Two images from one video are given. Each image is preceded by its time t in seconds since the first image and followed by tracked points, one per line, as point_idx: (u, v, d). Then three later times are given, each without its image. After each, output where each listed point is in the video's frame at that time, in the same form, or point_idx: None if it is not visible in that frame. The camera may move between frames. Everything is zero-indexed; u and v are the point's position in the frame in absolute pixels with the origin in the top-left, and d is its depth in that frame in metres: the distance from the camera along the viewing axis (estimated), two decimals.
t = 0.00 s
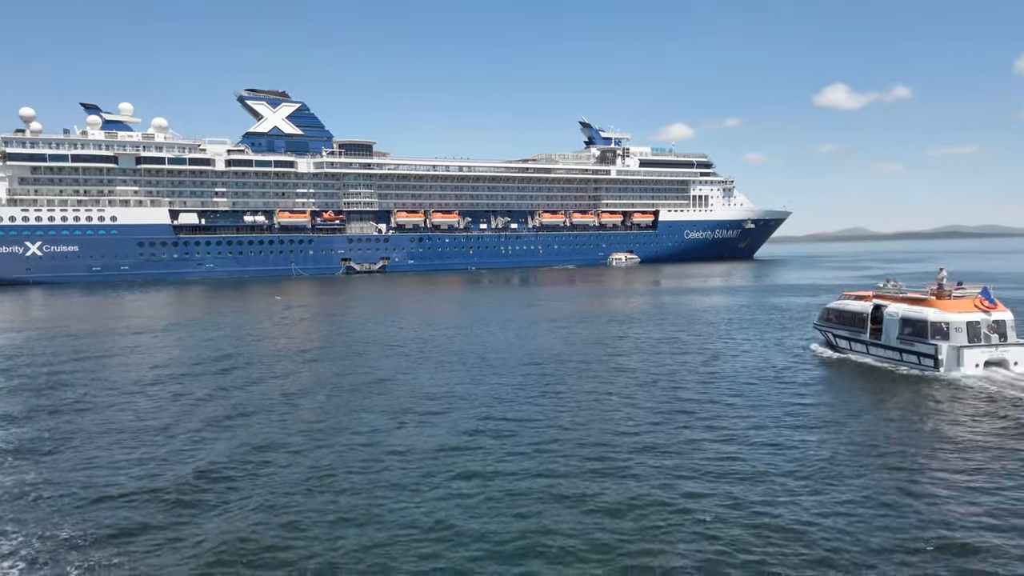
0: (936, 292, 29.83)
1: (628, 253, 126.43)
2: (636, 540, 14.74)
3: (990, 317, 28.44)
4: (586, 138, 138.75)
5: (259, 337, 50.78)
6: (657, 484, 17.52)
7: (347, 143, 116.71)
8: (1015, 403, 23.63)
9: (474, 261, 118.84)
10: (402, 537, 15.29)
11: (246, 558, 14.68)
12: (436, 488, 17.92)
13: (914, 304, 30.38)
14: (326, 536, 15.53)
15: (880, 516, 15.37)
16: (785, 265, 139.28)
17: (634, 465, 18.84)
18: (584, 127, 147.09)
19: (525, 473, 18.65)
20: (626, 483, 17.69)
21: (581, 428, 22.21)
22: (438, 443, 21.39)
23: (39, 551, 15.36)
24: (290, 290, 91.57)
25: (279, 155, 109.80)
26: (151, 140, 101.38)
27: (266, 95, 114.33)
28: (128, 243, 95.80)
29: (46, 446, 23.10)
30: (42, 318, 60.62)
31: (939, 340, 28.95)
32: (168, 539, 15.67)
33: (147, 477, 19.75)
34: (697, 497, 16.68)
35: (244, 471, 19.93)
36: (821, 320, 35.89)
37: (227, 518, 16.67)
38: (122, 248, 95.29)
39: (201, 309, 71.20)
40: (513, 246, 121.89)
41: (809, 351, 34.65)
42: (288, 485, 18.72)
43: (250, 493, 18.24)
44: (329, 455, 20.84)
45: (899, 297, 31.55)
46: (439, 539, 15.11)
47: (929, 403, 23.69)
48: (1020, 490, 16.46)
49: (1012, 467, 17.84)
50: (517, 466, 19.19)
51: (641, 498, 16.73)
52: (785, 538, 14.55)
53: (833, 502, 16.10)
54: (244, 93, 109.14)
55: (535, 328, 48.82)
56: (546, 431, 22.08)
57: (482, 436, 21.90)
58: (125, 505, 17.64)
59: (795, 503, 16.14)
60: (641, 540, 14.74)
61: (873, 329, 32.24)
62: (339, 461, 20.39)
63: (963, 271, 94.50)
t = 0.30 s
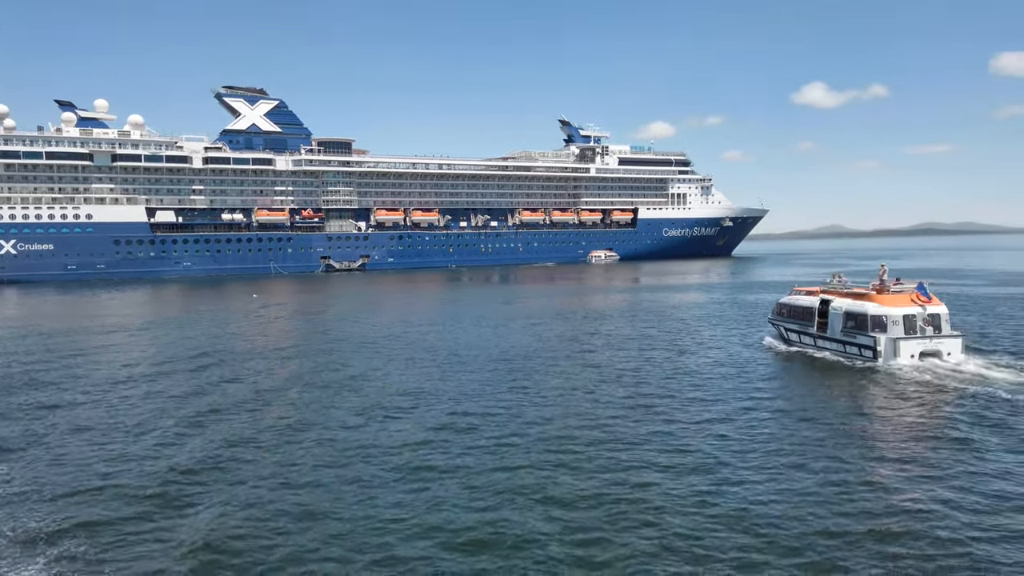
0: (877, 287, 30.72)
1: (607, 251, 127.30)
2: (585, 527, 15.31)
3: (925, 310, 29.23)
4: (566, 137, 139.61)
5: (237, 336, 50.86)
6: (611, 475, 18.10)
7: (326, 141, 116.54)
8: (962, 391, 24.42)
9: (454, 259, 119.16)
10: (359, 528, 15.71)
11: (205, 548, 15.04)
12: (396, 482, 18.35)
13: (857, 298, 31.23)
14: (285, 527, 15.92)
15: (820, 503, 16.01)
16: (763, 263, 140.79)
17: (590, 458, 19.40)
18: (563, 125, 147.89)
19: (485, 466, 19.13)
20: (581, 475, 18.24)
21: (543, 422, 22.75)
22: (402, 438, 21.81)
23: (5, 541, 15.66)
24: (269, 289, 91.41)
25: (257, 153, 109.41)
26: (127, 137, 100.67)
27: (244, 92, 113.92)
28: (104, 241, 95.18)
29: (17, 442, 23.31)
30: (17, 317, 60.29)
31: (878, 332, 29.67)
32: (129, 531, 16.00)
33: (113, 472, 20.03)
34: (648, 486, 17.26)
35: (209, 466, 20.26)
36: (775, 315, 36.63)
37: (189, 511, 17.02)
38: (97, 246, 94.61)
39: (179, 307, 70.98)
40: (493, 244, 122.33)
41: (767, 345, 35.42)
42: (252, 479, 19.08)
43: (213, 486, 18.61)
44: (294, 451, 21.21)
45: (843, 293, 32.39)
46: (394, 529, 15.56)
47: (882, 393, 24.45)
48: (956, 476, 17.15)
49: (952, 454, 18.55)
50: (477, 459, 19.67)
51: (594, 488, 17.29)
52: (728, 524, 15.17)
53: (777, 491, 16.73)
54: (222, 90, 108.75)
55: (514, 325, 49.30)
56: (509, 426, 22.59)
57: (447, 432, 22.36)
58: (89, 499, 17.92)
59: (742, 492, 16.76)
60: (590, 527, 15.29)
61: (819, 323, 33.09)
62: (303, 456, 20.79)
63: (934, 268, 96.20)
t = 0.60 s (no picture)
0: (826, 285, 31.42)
1: (591, 250, 127.87)
2: (536, 516, 15.88)
3: (869, 306, 29.81)
4: (550, 136, 140.25)
5: (219, 333, 51.07)
6: (567, 468, 18.66)
7: (309, 139, 116.39)
8: (908, 385, 25.21)
9: (438, 257, 119.42)
10: (318, 519, 16.19)
11: (169, 538, 15.47)
12: (358, 476, 18.79)
13: (809, 295, 31.94)
14: (245, 519, 16.34)
15: (764, 493, 16.63)
16: (745, 262, 141.89)
17: (550, 452, 19.94)
18: (547, 125, 148.50)
19: (446, 461, 19.63)
20: (539, 468, 18.80)
21: (510, 419, 23.24)
22: (370, 434, 22.26)
23: None
24: (252, 287, 91.29)
25: (239, 151, 109.13)
26: (107, 134, 100.18)
27: (226, 90, 113.59)
28: (84, 239, 94.74)
29: None
30: None
31: (826, 328, 30.38)
32: (92, 522, 16.40)
33: (82, 468, 20.37)
34: (602, 479, 17.85)
35: (178, 461, 20.64)
36: (736, 312, 37.33)
37: (153, 503, 17.45)
38: (77, 244, 94.20)
39: (160, 306, 70.94)
40: (477, 242, 122.66)
41: (727, 341, 36.13)
42: (217, 473, 19.46)
43: (181, 480, 19.02)
44: (262, 447, 21.61)
45: (796, 291, 33.12)
46: (351, 522, 15.99)
47: (839, 388, 25.19)
48: (896, 469, 17.82)
49: (895, 447, 19.25)
50: (440, 454, 20.17)
51: (549, 480, 17.86)
52: (673, 513, 15.80)
53: (724, 482, 17.37)
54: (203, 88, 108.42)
55: (496, 322, 49.76)
56: (476, 422, 23.03)
57: (414, 428, 22.82)
58: (60, 492, 18.34)
59: (690, 483, 17.38)
60: (542, 516, 15.86)
61: (773, 320, 33.81)
62: (271, 451, 21.20)
63: (912, 267, 97.47)
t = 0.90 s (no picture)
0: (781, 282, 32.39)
1: (576, 249, 128.29)
2: (492, 509, 16.24)
3: (821, 304, 30.70)
4: (535, 135, 140.76)
5: (201, 331, 51.17)
6: (529, 463, 19.04)
7: (293, 137, 116.18)
8: (853, 379, 26.21)
9: (423, 256, 119.61)
10: (279, 514, 16.45)
11: (137, 529, 15.86)
12: (327, 469, 19.19)
13: (764, 292, 32.89)
14: (213, 510, 16.76)
15: (719, 484, 17.17)
16: (729, 261, 142.98)
17: (514, 447, 20.31)
18: (533, 124, 149.01)
19: (412, 456, 19.94)
20: (501, 463, 19.14)
21: (479, 415, 23.61)
22: (340, 431, 22.53)
23: None
24: (235, 285, 91.17)
25: (222, 149, 108.78)
26: (89, 132, 99.58)
27: (210, 87, 113.20)
28: (66, 237, 94.27)
29: None
30: None
31: (780, 324, 31.35)
32: (56, 517, 16.61)
33: (51, 464, 20.54)
34: (562, 473, 18.24)
35: (147, 457, 20.87)
36: (699, 309, 38.25)
37: (118, 498, 17.67)
38: (59, 242, 93.75)
39: (143, 304, 70.84)
40: (462, 241, 122.84)
41: (689, 337, 37.02)
42: (184, 469, 19.68)
43: (147, 476, 19.21)
44: (232, 444, 21.84)
45: (753, 288, 33.93)
46: (311, 516, 16.25)
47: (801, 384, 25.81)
48: (847, 462, 18.32)
49: (848, 442, 19.77)
50: (405, 450, 20.48)
51: (510, 475, 18.19)
52: (627, 505, 16.20)
53: (679, 476, 17.80)
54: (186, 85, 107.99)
55: (478, 321, 50.10)
56: (445, 419, 23.37)
57: (384, 424, 23.10)
58: (33, 486, 18.68)
59: (649, 477, 17.85)
60: (498, 509, 16.23)
61: (732, 316, 34.62)
62: (240, 447, 21.44)
63: (892, 266, 98.49)
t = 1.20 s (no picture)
0: (738, 280, 33.54)
1: (560, 247, 128.87)
2: (450, 501, 16.64)
3: (776, 300, 31.94)
4: (519, 134, 141.31)
5: (182, 329, 51.26)
6: (491, 457, 19.46)
7: (276, 135, 116.02)
8: (802, 373, 27.23)
9: (406, 254, 119.78)
10: (240, 507, 16.75)
11: (109, 519, 16.26)
12: (298, 463, 19.64)
13: (722, 290, 34.03)
14: (184, 502, 17.17)
15: (676, 474, 17.79)
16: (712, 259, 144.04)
17: (478, 442, 20.75)
18: (517, 123, 149.58)
19: (377, 451, 20.30)
20: (463, 457, 19.54)
21: (447, 412, 24.04)
22: (310, 427, 22.88)
23: None
24: (218, 283, 90.97)
25: (205, 147, 108.44)
26: (70, 129, 99.01)
27: (192, 85, 112.80)
28: (46, 234, 93.77)
29: None
30: None
31: (735, 319, 32.50)
32: (18, 511, 16.83)
33: (26, 458, 20.84)
34: (522, 467, 18.68)
35: (115, 453, 21.13)
36: (663, 305, 39.18)
37: (82, 492, 17.92)
38: (39, 239, 93.24)
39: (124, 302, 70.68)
40: (446, 240, 123.04)
41: (654, 333, 37.98)
42: (151, 465, 19.95)
43: (120, 470, 19.58)
44: (200, 440, 22.11)
45: (713, 286, 35.01)
46: (278, 507, 16.65)
47: (763, 379, 26.51)
48: (798, 454, 18.86)
49: (802, 435, 20.32)
50: (371, 446, 20.84)
51: (470, 469, 18.59)
52: (581, 497, 16.66)
53: (635, 469, 18.27)
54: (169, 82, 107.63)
55: (459, 319, 50.50)
56: (414, 415, 23.78)
57: (353, 420, 23.48)
58: (7, 480, 18.98)
59: (610, 467, 18.47)
60: (455, 500, 16.63)
61: (693, 312, 35.63)
62: (208, 444, 21.74)
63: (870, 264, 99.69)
